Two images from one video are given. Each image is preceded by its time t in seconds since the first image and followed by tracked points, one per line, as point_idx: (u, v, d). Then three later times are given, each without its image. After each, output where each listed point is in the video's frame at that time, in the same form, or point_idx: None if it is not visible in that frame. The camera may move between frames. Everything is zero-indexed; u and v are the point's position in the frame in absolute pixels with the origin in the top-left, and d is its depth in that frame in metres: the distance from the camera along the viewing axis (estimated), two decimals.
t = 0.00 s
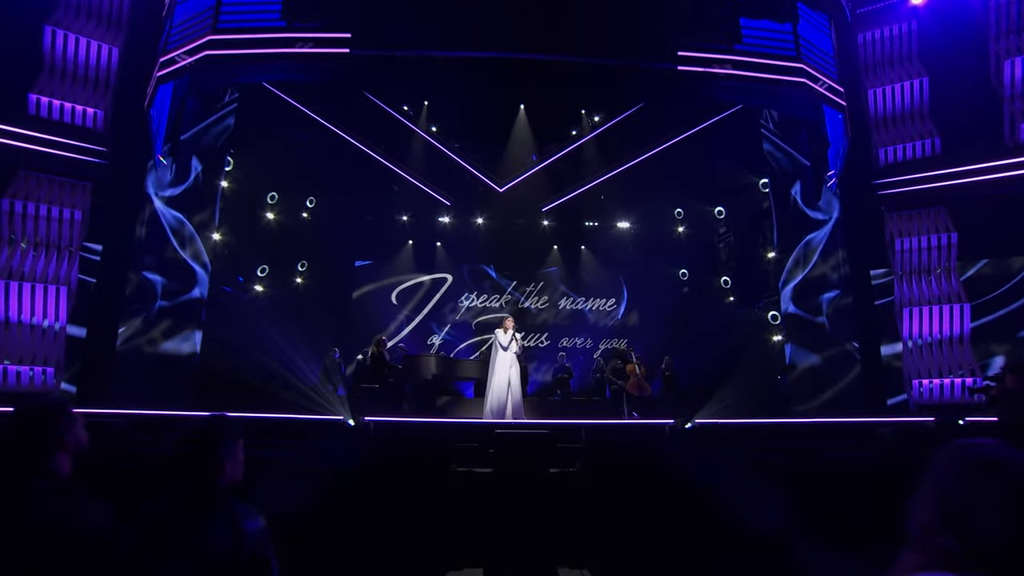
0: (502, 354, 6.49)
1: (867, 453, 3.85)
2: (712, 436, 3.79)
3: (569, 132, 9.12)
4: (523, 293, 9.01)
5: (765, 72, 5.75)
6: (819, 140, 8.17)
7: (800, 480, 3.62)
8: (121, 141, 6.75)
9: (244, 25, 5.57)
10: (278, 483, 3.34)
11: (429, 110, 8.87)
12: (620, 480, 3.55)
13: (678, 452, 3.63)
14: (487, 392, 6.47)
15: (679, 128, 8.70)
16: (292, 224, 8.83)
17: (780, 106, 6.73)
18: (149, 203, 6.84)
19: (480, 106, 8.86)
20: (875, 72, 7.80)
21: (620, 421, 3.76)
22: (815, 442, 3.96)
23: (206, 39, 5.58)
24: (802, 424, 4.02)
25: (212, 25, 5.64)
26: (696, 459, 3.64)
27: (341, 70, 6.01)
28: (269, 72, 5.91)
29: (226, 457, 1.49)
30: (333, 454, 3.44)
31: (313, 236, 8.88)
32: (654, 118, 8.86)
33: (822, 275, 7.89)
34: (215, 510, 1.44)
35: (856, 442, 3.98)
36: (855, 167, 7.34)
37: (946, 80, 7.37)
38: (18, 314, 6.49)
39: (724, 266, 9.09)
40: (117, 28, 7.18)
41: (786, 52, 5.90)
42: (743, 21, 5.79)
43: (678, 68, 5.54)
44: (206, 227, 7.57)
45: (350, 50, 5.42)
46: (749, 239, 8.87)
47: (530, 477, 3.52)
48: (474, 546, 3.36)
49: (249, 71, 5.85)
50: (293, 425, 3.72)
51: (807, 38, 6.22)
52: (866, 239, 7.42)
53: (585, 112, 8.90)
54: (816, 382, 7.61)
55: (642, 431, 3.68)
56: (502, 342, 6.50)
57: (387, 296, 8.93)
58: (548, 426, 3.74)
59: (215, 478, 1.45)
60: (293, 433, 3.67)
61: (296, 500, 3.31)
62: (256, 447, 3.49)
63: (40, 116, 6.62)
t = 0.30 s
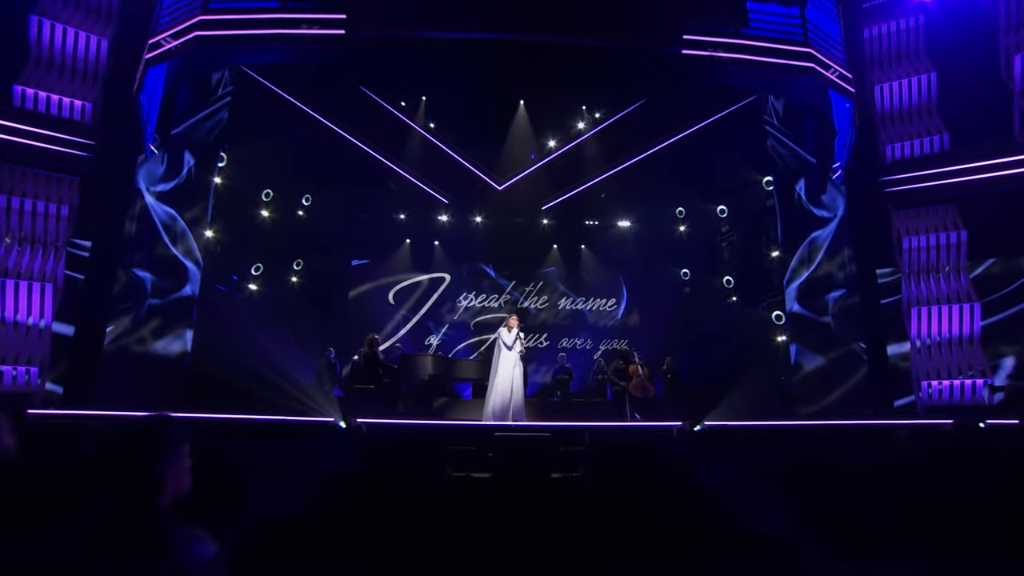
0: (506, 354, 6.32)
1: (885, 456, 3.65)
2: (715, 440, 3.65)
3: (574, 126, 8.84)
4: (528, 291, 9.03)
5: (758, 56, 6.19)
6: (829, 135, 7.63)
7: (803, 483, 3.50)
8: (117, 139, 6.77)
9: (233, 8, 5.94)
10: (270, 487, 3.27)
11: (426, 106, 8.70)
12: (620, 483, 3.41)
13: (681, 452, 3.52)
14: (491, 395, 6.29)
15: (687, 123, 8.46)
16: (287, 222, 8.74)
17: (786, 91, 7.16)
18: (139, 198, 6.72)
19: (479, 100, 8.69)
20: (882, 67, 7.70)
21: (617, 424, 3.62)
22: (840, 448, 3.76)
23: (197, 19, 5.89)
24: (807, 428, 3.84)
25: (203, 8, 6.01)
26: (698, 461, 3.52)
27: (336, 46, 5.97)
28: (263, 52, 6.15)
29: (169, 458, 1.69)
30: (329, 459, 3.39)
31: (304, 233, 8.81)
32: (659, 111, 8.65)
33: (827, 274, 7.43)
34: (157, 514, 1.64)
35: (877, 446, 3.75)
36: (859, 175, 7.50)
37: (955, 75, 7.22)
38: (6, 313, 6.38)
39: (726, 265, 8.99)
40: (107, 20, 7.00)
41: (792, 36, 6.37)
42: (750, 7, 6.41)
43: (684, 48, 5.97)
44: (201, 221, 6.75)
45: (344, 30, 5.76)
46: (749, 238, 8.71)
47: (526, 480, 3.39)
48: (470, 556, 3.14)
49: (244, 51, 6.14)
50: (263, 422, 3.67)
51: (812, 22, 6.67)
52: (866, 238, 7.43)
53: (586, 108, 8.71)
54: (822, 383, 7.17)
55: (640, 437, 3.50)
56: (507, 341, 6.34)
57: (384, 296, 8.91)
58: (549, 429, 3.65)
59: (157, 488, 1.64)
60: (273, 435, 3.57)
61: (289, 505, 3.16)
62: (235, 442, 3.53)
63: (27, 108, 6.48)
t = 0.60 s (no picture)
0: (511, 354, 6.20)
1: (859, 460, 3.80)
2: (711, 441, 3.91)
3: (574, 123, 8.81)
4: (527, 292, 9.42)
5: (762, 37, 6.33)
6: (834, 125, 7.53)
7: (797, 480, 3.58)
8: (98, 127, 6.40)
9: None
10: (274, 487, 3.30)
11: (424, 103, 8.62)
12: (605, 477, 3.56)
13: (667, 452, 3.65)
14: (492, 394, 6.13)
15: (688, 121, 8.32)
16: (278, 221, 9.32)
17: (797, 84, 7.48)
18: (129, 193, 6.44)
19: (476, 98, 8.57)
20: (889, 62, 7.52)
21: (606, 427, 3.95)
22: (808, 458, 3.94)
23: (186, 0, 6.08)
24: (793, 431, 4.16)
25: None
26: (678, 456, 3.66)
27: (337, 29, 6.22)
28: (255, 35, 6.35)
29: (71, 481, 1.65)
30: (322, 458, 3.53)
31: (304, 235, 9.47)
32: (659, 109, 8.50)
33: (833, 273, 7.40)
34: (56, 547, 1.62)
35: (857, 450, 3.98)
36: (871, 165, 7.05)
37: (965, 70, 7.03)
38: None
39: (729, 265, 9.65)
40: (96, 12, 6.87)
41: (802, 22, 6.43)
42: None
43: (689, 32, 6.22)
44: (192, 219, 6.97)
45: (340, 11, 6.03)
46: (744, 240, 9.36)
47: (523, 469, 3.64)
48: (478, 549, 3.25)
49: (237, 35, 6.37)
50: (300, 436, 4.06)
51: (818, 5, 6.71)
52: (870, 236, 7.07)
53: (587, 104, 8.59)
54: (829, 384, 7.08)
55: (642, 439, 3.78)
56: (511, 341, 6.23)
57: (380, 296, 9.22)
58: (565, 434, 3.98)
59: (56, 519, 1.62)
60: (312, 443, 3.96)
61: (288, 505, 3.22)
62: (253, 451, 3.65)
63: (13, 101, 6.31)
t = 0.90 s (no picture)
0: (514, 355, 6.06)
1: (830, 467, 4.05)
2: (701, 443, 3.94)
3: (575, 120, 8.67)
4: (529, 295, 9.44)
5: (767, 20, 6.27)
6: (841, 121, 7.42)
7: (799, 483, 3.83)
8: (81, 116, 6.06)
9: None
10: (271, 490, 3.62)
11: (421, 100, 8.49)
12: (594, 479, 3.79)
13: (660, 454, 3.88)
14: (495, 395, 5.94)
15: (693, 117, 8.13)
16: (279, 220, 9.44)
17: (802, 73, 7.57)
18: (120, 190, 6.27)
19: (474, 95, 8.43)
20: (897, 55, 7.36)
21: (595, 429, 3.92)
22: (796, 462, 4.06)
23: None
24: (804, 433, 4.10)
25: None
26: (663, 458, 3.87)
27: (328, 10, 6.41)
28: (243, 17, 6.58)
29: None
30: (319, 464, 3.71)
31: (302, 235, 9.55)
32: (659, 106, 8.38)
33: (839, 272, 7.20)
34: None
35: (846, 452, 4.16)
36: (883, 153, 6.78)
37: (975, 64, 6.84)
38: None
39: (733, 265, 9.52)
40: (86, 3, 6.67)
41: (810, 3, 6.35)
42: None
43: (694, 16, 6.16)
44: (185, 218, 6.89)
45: None
46: (747, 241, 9.17)
47: (529, 475, 3.80)
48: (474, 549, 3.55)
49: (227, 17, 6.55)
50: (290, 441, 3.87)
51: None
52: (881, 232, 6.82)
53: (587, 100, 8.45)
54: (838, 387, 6.86)
55: (638, 442, 3.89)
56: (514, 341, 6.09)
57: (379, 296, 9.32)
58: (568, 438, 3.91)
59: None
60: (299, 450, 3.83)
61: (284, 505, 3.55)
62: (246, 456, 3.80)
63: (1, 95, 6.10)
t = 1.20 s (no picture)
0: (518, 355, 5.89)
1: (833, 476, 4.08)
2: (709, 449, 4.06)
3: (579, 115, 8.53)
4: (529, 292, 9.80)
5: (792, 3, 5.97)
6: (850, 112, 7.05)
7: (796, 489, 3.93)
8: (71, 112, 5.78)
9: None
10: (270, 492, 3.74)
11: (421, 94, 8.29)
12: (601, 484, 3.88)
13: (654, 460, 4.01)
14: (499, 397, 5.74)
15: (694, 112, 7.96)
16: (272, 219, 9.45)
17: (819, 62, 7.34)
18: (112, 184, 5.99)
19: (474, 93, 8.34)
20: (905, 48, 7.17)
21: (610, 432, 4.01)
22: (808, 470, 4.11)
23: None
24: (808, 438, 4.07)
25: None
26: (657, 460, 4.02)
27: None
28: None
29: None
30: (317, 467, 3.80)
31: (302, 232, 9.61)
32: (660, 105, 8.24)
33: (849, 271, 6.90)
34: None
35: (859, 458, 4.09)
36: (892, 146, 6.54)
37: (988, 57, 6.66)
38: None
39: (738, 264, 9.48)
40: None
41: None
42: None
43: None
44: (178, 215, 6.75)
45: None
46: (752, 240, 9.14)
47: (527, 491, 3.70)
48: (474, 559, 3.57)
49: None
50: (280, 447, 3.90)
51: None
52: (893, 230, 6.56)
53: (591, 96, 8.33)
54: (846, 390, 6.56)
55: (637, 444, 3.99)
56: (518, 341, 5.90)
57: (378, 297, 9.42)
58: (572, 442, 3.96)
59: None
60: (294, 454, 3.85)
61: (280, 508, 3.68)
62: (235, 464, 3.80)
63: None
